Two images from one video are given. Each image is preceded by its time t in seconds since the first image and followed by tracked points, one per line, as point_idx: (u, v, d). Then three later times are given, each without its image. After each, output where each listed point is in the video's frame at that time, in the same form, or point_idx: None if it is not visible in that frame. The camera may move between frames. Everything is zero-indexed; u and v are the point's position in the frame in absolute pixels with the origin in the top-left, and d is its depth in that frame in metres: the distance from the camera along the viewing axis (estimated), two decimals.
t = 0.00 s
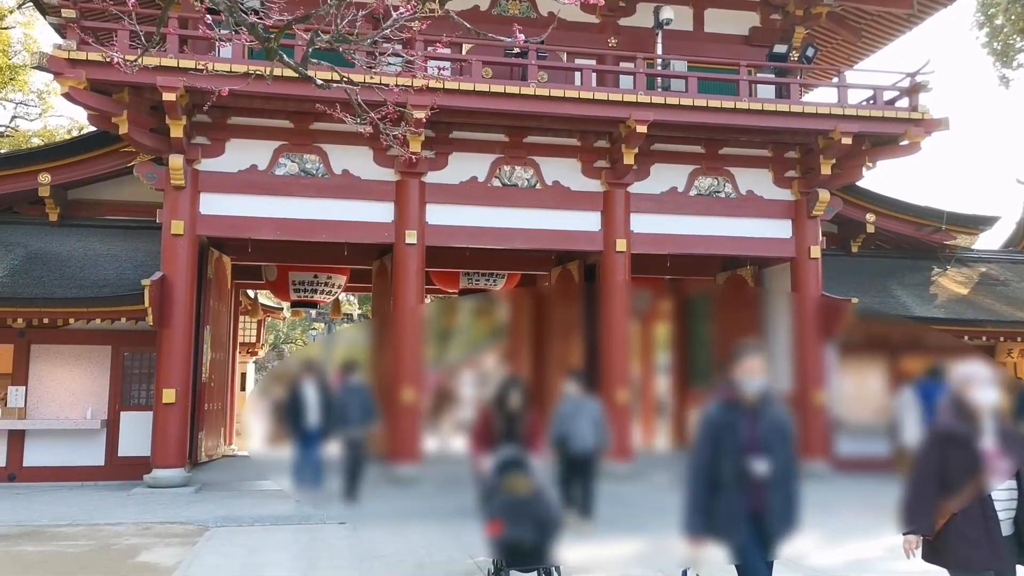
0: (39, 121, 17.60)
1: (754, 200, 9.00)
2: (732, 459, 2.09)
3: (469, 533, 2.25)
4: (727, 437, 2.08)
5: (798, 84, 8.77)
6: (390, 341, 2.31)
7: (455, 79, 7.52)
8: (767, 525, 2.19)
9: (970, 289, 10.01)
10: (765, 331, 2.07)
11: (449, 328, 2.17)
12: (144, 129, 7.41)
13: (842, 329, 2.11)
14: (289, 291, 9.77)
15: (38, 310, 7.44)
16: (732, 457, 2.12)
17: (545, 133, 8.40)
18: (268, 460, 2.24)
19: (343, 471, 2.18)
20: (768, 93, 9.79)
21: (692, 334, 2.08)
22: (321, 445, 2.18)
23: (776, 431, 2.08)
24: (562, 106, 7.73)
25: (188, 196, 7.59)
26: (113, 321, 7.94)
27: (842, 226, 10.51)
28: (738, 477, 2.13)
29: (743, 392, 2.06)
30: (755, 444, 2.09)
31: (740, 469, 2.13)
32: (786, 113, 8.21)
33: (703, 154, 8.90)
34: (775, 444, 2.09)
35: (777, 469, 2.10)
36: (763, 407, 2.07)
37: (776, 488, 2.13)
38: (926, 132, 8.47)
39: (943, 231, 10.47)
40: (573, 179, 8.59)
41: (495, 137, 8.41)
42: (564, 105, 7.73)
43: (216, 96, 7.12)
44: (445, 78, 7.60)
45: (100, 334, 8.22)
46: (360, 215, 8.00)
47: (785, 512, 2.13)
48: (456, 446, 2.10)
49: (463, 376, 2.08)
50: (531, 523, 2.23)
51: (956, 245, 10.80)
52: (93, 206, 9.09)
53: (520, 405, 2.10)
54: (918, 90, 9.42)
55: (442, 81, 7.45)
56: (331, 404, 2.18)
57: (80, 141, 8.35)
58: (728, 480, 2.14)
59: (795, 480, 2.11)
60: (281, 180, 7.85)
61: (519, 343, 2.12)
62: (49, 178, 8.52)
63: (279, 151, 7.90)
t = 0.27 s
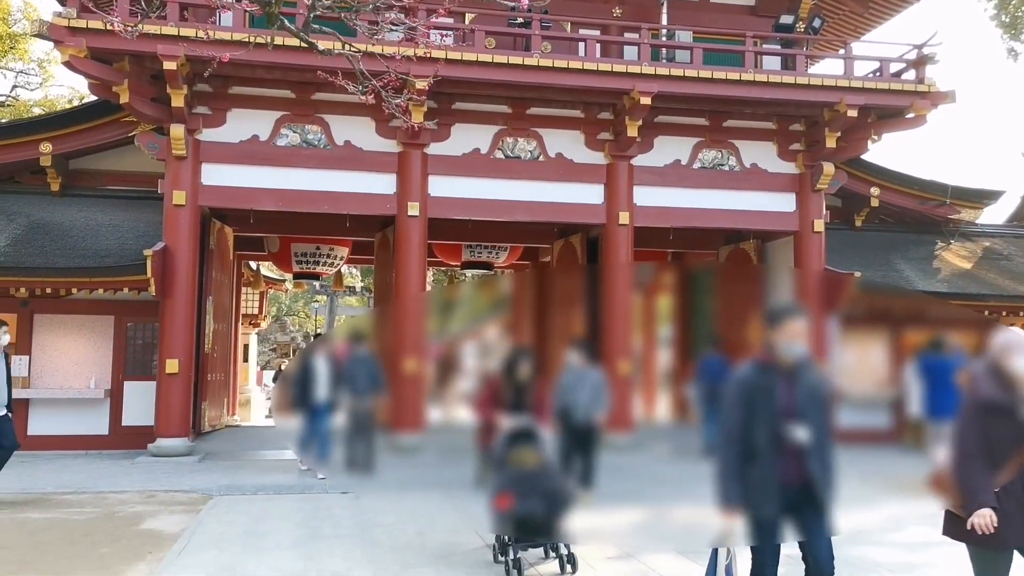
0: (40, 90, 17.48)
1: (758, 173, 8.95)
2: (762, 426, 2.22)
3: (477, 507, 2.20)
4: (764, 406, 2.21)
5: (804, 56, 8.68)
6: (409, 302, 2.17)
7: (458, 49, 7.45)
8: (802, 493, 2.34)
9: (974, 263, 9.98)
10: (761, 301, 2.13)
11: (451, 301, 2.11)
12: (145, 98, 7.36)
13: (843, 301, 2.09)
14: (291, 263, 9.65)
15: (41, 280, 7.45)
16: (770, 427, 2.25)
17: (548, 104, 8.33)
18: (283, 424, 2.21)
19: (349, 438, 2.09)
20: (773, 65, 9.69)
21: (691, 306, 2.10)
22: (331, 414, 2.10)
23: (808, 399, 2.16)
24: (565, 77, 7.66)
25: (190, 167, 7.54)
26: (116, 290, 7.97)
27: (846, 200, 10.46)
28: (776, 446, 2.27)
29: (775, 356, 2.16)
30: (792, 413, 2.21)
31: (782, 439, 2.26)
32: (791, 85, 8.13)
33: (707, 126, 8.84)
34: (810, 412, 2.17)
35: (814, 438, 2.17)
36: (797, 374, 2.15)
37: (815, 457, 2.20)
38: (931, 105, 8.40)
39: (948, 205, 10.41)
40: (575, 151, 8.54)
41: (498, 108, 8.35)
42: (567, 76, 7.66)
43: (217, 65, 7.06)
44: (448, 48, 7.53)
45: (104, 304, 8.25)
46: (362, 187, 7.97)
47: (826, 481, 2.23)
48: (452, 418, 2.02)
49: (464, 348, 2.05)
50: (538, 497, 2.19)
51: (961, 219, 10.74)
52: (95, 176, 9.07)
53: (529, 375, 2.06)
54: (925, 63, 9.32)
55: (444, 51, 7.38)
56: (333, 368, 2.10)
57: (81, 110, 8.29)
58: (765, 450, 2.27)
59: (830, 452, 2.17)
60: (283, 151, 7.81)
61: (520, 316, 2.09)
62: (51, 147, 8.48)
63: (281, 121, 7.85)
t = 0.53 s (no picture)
0: (38, 43, 17.24)
1: (763, 133, 8.85)
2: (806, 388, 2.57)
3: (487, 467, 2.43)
4: (812, 368, 2.51)
5: (813, 13, 8.52)
6: (392, 235, 2.09)
7: (460, 3, 7.32)
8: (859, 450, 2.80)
9: (978, 226, 9.94)
10: (773, 263, 2.09)
11: (452, 258, 2.10)
12: (144, 52, 7.27)
13: (846, 258, 2.11)
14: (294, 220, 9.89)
15: (43, 235, 7.45)
16: (816, 395, 2.63)
17: (553, 61, 8.21)
18: (283, 384, 2.02)
19: (354, 394, 2.07)
20: (782, 22, 9.52)
21: (697, 267, 2.06)
22: (337, 369, 2.03)
23: (860, 367, 2.38)
24: (569, 33, 7.54)
25: (190, 122, 7.49)
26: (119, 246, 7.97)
27: (852, 160, 10.37)
28: (820, 415, 2.71)
29: (831, 328, 2.26)
30: (842, 379, 2.52)
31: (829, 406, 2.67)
32: (800, 43, 8.00)
33: (713, 85, 8.72)
34: (865, 386, 2.42)
35: (859, 412, 2.53)
36: (851, 345, 2.33)
37: (858, 433, 2.61)
38: (940, 65, 8.29)
39: (954, 167, 10.32)
40: (579, 109, 8.44)
41: (502, 65, 8.23)
42: (571, 32, 7.54)
43: (216, 17, 6.96)
44: (450, 2, 7.40)
45: (106, 260, 8.26)
46: (363, 144, 7.90)
47: (869, 453, 2.67)
48: (462, 371, 2.10)
49: (466, 307, 2.07)
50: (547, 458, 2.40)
51: (966, 181, 10.66)
52: (95, 130, 9.00)
53: (542, 337, 2.13)
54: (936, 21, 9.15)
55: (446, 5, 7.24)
56: (319, 309, 1.98)
57: (79, 63, 8.19)
58: (810, 416, 2.69)
59: (874, 430, 2.53)
60: (284, 107, 7.73)
61: (522, 275, 2.08)
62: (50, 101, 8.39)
63: (281, 76, 7.74)
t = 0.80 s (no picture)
0: None
1: (768, 88, 8.72)
2: (867, 331, 2.74)
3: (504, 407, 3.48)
4: (871, 314, 2.73)
5: None
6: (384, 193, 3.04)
7: None
8: (904, 410, 2.85)
9: (982, 183, 9.90)
10: (770, 224, 2.95)
11: (452, 216, 2.97)
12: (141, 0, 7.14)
13: (847, 218, 2.73)
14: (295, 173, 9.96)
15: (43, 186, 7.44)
16: (875, 346, 2.75)
17: (556, 13, 8.05)
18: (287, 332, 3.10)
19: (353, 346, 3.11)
20: None
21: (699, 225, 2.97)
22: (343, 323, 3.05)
23: (921, 310, 2.68)
24: None
25: (188, 72, 7.41)
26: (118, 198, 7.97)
27: (857, 116, 10.27)
28: (872, 365, 2.78)
29: (886, 270, 2.65)
30: (901, 327, 2.71)
31: (896, 356, 2.76)
32: None
33: (718, 37, 8.57)
34: (923, 324, 2.69)
35: (931, 349, 2.71)
36: (911, 288, 2.67)
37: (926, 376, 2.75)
38: (948, 18, 8.22)
39: (960, 123, 10.22)
40: (582, 62, 8.31)
41: (504, 16, 8.09)
42: None
43: None
44: None
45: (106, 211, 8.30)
46: (364, 96, 7.82)
47: (930, 393, 2.83)
48: (464, 324, 2.96)
49: (467, 261, 2.90)
50: (549, 401, 3.47)
51: (972, 138, 10.58)
52: (93, 80, 8.93)
53: (551, 292, 2.95)
54: None
55: None
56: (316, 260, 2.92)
57: (75, 12, 8.06)
58: (865, 365, 2.78)
59: (941, 365, 2.75)
60: (283, 58, 7.63)
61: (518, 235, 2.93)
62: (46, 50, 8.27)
63: (280, 27, 7.61)
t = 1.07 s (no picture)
0: None
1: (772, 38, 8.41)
2: (923, 293, 2.81)
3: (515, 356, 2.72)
4: (928, 276, 2.80)
5: None
6: (388, 147, 2.39)
7: None
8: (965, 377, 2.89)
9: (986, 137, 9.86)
10: (772, 181, 2.44)
11: (455, 170, 2.33)
12: None
13: (850, 172, 2.39)
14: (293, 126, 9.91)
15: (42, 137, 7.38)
16: (931, 310, 2.84)
17: None
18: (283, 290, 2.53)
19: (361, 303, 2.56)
20: None
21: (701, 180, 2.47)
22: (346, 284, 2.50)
23: (976, 268, 2.77)
24: None
25: (184, 20, 7.43)
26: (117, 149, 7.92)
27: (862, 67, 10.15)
28: (930, 334, 2.84)
29: (943, 222, 2.65)
30: (954, 289, 2.82)
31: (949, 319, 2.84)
32: None
33: None
34: (975, 283, 2.80)
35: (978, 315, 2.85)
36: (966, 245, 2.75)
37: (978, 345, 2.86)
38: None
39: (966, 75, 10.13)
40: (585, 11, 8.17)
41: None
42: None
43: None
44: None
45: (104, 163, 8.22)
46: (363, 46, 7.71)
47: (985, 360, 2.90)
48: (463, 283, 2.35)
49: (467, 219, 2.28)
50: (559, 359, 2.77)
51: (977, 90, 10.49)
52: (89, 30, 8.71)
53: (561, 245, 2.30)
54: None
55: None
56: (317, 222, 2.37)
57: None
58: (922, 334, 2.85)
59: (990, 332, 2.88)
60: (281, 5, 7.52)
61: (526, 191, 2.27)
62: None
63: None
